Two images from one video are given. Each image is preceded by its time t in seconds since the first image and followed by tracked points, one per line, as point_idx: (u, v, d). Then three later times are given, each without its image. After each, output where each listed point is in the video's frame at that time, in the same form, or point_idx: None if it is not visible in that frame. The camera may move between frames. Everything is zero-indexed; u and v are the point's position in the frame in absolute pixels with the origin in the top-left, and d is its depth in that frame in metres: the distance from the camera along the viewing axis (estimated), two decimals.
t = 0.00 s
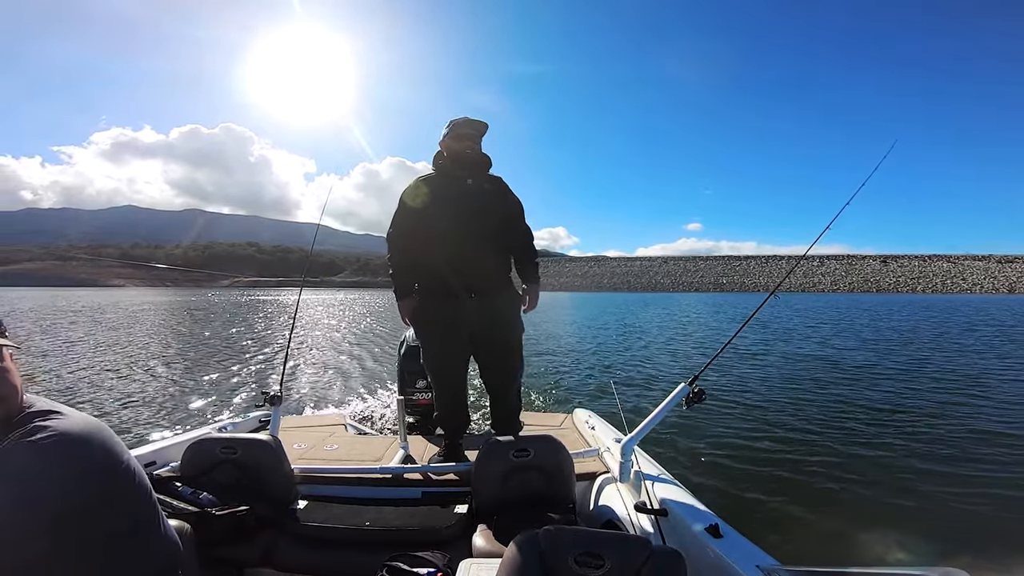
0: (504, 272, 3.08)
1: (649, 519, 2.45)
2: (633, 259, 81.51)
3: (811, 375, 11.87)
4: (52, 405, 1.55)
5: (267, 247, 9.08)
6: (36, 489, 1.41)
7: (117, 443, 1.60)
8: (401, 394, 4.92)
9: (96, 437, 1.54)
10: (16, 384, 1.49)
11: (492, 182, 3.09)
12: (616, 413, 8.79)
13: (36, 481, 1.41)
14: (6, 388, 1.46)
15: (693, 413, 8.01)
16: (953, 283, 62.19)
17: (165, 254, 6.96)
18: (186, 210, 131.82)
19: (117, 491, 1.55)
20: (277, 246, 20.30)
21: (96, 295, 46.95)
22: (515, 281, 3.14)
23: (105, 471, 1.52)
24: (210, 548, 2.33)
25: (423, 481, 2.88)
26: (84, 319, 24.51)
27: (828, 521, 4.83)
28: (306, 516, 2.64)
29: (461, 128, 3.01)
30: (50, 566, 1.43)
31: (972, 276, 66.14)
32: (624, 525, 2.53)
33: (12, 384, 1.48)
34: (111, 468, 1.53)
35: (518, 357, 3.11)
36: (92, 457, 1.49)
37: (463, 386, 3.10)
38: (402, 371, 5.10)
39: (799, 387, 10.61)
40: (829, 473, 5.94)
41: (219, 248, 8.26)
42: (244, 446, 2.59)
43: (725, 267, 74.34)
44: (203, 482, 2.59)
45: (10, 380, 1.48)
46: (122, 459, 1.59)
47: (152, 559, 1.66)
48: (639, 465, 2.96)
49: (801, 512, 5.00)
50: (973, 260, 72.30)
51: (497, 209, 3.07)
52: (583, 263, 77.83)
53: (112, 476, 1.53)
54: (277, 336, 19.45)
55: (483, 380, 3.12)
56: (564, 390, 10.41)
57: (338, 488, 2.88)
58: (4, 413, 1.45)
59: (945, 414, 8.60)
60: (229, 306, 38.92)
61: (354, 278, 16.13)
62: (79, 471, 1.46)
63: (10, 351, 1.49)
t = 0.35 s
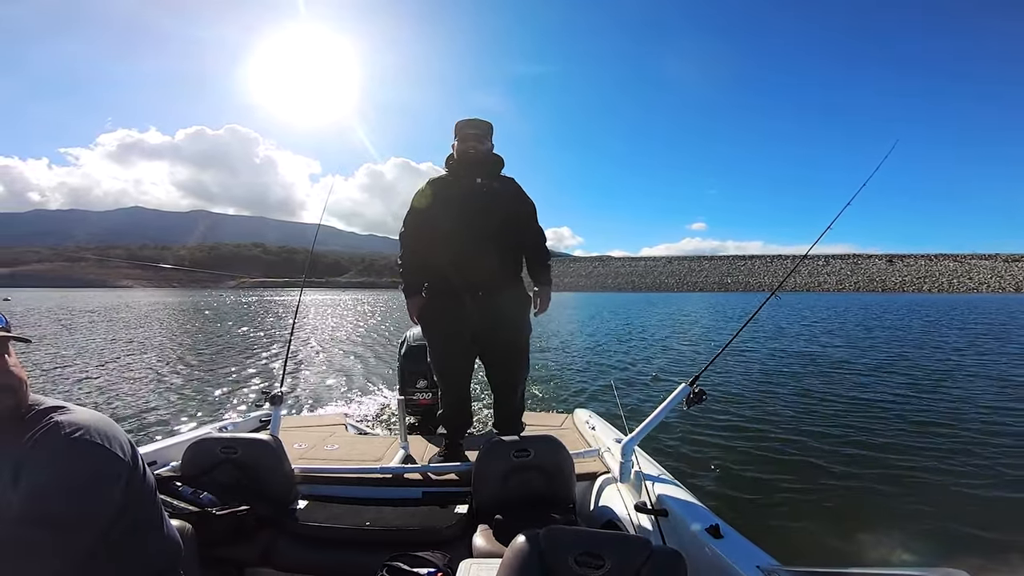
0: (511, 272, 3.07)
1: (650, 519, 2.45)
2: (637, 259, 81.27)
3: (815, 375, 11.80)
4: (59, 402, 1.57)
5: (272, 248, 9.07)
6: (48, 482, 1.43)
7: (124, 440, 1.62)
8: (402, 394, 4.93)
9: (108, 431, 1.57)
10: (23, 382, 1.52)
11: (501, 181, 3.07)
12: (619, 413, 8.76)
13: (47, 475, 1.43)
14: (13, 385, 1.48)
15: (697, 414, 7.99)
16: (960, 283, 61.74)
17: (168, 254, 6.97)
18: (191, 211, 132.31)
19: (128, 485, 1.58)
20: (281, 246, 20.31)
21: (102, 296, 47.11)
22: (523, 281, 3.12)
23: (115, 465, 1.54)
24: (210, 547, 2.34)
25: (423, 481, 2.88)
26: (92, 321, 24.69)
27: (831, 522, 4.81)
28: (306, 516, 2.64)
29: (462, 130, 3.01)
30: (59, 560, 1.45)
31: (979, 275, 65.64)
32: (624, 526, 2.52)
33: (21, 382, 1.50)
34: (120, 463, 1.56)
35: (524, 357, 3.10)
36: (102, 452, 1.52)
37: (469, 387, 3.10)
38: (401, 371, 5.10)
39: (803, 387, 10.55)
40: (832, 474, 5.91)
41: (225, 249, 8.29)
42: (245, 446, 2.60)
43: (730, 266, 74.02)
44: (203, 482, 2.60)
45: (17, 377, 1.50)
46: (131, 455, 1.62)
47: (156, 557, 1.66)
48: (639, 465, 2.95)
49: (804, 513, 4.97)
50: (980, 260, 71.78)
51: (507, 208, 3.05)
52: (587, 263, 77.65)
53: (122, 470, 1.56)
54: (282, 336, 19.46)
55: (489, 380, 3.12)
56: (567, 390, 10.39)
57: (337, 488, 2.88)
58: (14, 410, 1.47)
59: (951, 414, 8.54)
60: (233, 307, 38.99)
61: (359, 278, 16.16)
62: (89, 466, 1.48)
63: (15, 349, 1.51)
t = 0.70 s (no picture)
0: (518, 273, 3.06)
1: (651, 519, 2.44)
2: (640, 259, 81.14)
3: (819, 375, 11.76)
4: (63, 401, 1.58)
5: (278, 249, 9.05)
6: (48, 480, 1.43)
7: (128, 439, 1.62)
8: (403, 394, 4.94)
9: (111, 429, 1.58)
10: (29, 379, 1.53)
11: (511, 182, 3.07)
12: (622, 413, 8.76)
13: (48, 473, 1.43)
14: (18, 383, 1.49)
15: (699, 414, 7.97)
16: (966, 281, 61.39)
17: (173, 255, 6.98)
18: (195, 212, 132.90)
19: (129, 484, 1.57)
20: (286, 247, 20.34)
21: (108, 297, 47.35)
22: (530, 282, 3.11)
23: (116, 464, 1.54)
24: (211, 547, 2.34)
25: (424, 482, 2.88)
26: (98, 321, 24.85)
27: (834, 522, 4.79)
28: (307, 517, 2.65)
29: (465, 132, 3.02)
30: (57, 559, 1.45)
31: (984, 274, 65.25)
32: (625, 526, 2.52)
33: (26, 379, 1.51)
34: (122, 462, 1.56)
35: (529, 358, 3.10)
36: (104, 451, 1.52)
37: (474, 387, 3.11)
38: (402, 371, 5.11)
39: (807, 386, 10.51)
40: (836, 474, 5.88)
41: (229, 250, 8.33)
42: (246, 446, 2.61)
43: (734, 266, 73.82)
44: (205, 482, 2.61)
45: (23, 376, 1.51)
46: (134, 454, 1.62)
47: (155, 557, 1.66)
48: (640, 466, 2.95)
49: (807, 512, 4.96)
50: (986, 259, 71.34)
51: (514, 209, 3.04)
52: (591, 263, 77.58)
53: (124, 469, 1.56)
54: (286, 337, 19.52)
55: (494, 380, 3.12)
56: (569, 390, 10.39)
57: (338, 488, 2.88)
58: (18, 408, 1.48)
59: (957, 413, 8.49)
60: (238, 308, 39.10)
61: (363, 279, 16.18)
62: (90, 464, 1.48)
63: (21, 348, 1.52)
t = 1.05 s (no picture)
0: (524, 273, 3.05)
1: (651, 519, 2.44)
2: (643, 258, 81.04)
3: (822, 374, 11.72)
4: (67, 402, 1.59)
5: (284, 249, 9.00)
6: (50, 479, 1.44)
7: (132, 440, 1.63)
8: (403, 394, 4.95)
9: (114, 429, 1.58)
10: (33, 380, 1.54)
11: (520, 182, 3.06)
12: (624, 412, 8.75)
13: (51, 473, 1.44)
14: (23, 384, 1.50)
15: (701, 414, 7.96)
16: (970, 280, 61.14)
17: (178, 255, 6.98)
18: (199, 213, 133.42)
19: (131, 485, 1.58)
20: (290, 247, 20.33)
21: (113, 297, 47.53)
22: (536, 282, 3.10)
23: (120, 464, 1.55)
24: (212, 547, 2.35)
25: (424, 481, 2.88)
26: (104, 321, 24.98)
27: (835, 521, 4.79)
28: (307, 516, 2.65)
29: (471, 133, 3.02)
30: (58, 558, 1.45)
31: (989, 273, 64.97)
32: (625, 526, 2.52)
33: (30, 380, 1.52)
34: (125, 462, 1.56)
35: (532, 358, 3.09)
36: (107, 451, 1.52)
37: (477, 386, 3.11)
38: (403, 371, 5.12)
39: (810, 386, 10.49)
40: (838, 473, 5.87)
41: (233, 251, 8.36)
42: (246, 446, 2.61)
43: (737, 265, 73.70)
44: (205, 481, 2.61)
45: (28, 377, 1.52)
46: (136, 454, 1.62)
47: (154, 558, 1.66)
48: (640, 465, 2.95)
49: (808, 512, 4.95)
50: (990, 257, 71.04)
51: (522, 208, 3.03)
52: (594, 263, 77.49)
53: (127, 469, 1.56)
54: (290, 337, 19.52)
55: (498, 380, 3.12)
56: (571, 389, 10.38)
57: (339, 488, 2.89)
58: (22, 409, 1.49)
59: (960, 413, 8.46)
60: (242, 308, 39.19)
61: (366, 279, 16.18)
62: (94, 465, 1.49)
63: (26, 349, 1.53)
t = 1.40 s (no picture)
0: (529, 274, 3.04)
1: (651, 520, 2.44)
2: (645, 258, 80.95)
3: (823, 373, 11.71)
4: (73, 402, 1.61)
5: (286, 250, 9.01)
6: (54, 479, 1.44)
7: (136, 441, 1.63)
8: (403, 394, 4.94)
9: (119, 431, 1.58)
10: (39, 381, 1.55)
11: (527, 182, 3.05)
12: (625, 411, 8.74)
13: (54, 474, 1.44)
14: (29, 384, 1.51)
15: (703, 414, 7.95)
16: (972, 278, 60.99)
17: (181, 256, 7.00)
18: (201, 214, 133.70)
19: (135, 486, 1.58)
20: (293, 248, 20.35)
21: (117, 298, 47.65)
22: (541, 283, 3.09)
23: (123, 466, 1.55)
24: (212, 547, 2.35)
25: (424, 481, 2.88)
26: (106, 322, 25.03)
27: (835, 521, 4.78)
28: (307, 516, 2.65)
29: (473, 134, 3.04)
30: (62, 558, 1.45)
31: (991, 271, 64.78)
32: (626, 526, 2.51)
33: (36, 381, 1.53)
34: (129, 463, 1.56)
35: (534, 360, 3.08)
36: (111, 452, 1.53)
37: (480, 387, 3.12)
38: (403, 371, 5.11)
39: (811, 385, 10.48)
40: (840, 472, 5.86)
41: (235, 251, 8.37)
42: (246, 445, 2.61)
43: (738, 264, 73.58)
44: (206, 481, 2.62)
45: (33, 377, 1.53)
46: (140, 455, 1.62)
47: (158, 558, 1.66)
48: (640, 465, 2.94)
49: (809, 512, 4.95)
50: (993, 256, 70.85)
51: (528, 209, 3.02)
52: (595, 262, 77.43)
53: (130, 471, 1.56)
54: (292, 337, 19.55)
55: (500, 381, 3.12)
56: (572, 389, 10.38)
57: (339, 488, 2.89)
58: (27, 410, 1.51)
59: (964, 412, 8.43)
60: (244, 309, 39.25)
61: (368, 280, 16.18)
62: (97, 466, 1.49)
63: (31, 350, 1.55)
